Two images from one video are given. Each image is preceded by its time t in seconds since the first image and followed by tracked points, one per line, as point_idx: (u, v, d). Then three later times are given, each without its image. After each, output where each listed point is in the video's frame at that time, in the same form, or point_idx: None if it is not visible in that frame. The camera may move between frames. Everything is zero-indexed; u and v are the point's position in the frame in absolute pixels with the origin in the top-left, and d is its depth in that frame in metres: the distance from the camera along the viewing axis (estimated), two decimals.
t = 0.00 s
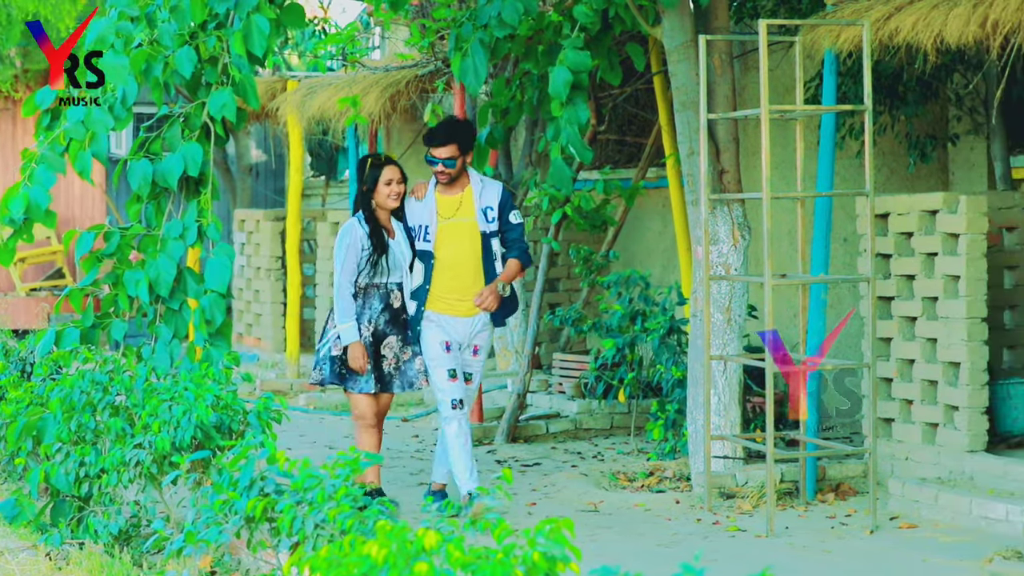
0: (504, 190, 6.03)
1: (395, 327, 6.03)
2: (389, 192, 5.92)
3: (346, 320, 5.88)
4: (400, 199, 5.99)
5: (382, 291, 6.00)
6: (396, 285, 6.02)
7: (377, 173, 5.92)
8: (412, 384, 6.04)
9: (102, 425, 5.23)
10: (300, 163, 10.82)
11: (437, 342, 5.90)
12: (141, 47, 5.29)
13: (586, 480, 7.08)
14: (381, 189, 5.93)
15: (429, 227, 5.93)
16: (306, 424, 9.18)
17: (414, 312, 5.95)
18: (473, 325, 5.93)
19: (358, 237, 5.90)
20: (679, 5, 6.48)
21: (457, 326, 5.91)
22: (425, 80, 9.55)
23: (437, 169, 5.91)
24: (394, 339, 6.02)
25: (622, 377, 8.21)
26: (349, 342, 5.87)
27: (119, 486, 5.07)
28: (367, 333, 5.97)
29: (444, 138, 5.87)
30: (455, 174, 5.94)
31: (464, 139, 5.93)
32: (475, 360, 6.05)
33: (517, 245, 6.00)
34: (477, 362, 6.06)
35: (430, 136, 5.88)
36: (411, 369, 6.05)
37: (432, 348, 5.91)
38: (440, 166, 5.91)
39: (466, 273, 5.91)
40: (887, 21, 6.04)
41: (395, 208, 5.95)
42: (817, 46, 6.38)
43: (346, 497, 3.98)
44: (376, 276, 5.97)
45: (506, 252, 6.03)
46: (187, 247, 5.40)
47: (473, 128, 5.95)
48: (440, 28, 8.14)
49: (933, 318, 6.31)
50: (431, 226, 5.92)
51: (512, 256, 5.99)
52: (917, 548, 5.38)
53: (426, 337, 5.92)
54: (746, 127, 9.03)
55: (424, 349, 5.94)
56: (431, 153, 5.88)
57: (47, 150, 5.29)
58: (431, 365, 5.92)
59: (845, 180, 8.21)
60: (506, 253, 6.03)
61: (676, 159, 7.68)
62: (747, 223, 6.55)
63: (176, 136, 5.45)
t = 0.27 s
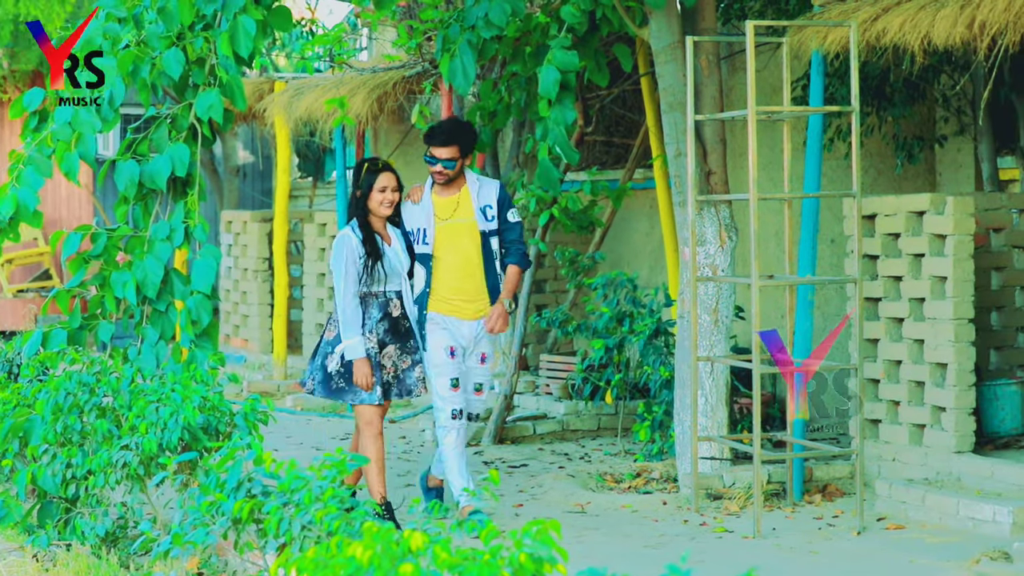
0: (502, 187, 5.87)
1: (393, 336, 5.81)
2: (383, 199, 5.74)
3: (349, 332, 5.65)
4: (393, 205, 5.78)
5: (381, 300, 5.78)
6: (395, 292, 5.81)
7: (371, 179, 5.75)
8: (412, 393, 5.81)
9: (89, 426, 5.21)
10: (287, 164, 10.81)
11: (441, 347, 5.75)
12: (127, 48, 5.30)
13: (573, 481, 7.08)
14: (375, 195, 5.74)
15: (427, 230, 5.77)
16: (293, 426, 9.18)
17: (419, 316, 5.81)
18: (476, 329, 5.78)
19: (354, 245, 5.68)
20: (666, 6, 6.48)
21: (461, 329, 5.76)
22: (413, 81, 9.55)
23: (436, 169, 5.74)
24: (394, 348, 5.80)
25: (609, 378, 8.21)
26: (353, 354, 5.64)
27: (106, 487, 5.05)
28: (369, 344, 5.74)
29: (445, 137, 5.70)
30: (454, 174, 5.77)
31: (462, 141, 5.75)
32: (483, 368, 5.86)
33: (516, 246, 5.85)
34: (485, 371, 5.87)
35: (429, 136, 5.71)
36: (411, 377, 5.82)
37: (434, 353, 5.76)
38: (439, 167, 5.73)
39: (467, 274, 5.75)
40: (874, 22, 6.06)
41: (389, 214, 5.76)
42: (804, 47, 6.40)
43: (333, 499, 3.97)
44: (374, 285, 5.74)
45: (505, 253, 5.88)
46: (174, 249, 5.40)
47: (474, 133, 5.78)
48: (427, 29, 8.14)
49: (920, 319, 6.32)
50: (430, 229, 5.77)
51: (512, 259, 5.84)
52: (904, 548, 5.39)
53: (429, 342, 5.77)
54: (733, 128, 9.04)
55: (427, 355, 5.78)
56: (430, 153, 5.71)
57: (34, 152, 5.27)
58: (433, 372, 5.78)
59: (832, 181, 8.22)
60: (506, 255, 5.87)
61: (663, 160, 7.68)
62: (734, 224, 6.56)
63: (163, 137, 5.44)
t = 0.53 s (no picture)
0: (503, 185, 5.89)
1: (395, 334, 5.76)
2: (382, 195, 5.71)
3: (349, 329, 5.60)
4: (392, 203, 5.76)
5: (381, 297, 5.74)
6: (396, 290, 5.77)
7: (371, 174, 5.71)
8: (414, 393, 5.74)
9: (80, 427, 5.20)
10: (278, 166, 10.80)
11: (439, 349, 5.72)
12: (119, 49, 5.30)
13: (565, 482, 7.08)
14: (373, 192, 5.71)
15: (429, 228, 5.74)
16: (284, 427, 9.17)
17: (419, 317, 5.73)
18: (479, 327, 5.76)
19: (352, 242, 5.66)
20: (657, 7, 6.49)
21: (462, 327, 5.72)
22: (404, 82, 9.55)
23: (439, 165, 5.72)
24: (395, 346, 5.74)
25: (600, 381, 8.17)
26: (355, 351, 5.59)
27: (97, 488, 5.04)
28: (370, 342, 5.69)
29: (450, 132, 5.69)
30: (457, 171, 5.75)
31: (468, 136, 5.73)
32: (492, 364, 5.81)
33: (520, 247, 5.90)
34: (496, 364, 5.82)
35: (434, 130, 5.69)
36: (413, 375, 5.76)
37: (435, 353, 5.73)
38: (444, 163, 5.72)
39: (472, 272, 5.73)
40: (865, 23, 6.07)
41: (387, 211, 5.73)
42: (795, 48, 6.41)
43: (324, 500, 3.97)
44: (373, 281, 5.71)
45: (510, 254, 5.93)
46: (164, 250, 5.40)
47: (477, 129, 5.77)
48: (419, 30, 8.13)
49: (912, 321, 6.34)
50: (431, 226, 5.74)
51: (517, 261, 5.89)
52: (895, 549, 5.40)
53: (430, 341, 5.74)
54: (724, 129, 9.05)
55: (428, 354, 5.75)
56: (435, 149, 5.69)
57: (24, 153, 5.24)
58: (435, 372, 5.75)
59: (823, 182, 8.23)
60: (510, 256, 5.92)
61: (654, 161, 7.69)
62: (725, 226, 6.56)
63: (154, 139, 5.43)
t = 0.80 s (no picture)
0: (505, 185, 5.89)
1: (393, 332, 5.73)
2: (382, 192, 5.66)
3: (351, 327, 5.56)
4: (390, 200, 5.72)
5: (380, 295, 5.72)
6: (395, 287, 5.75)
7: (372, 170, 5.67)
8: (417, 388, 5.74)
9: (70, 429, 5.19)
10: (269, 167, 10.78)
11: (436, 352, 5.74)
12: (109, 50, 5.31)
13: (555, 483, 7.08)
14: (373, 188, 5.66)
15: (427, 227, 5.72)
16: (275, 428, 9.16)
17: (417, 316, 5.72)
18: (474, 325, 5.77)
19: (352, 238, 5.61)
20: (647, 8, 6.49)
21: (459, 326, 5.74)
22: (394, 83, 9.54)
23: (445, 162, 5.66)
24: (395, 344, 5.73)
25: (590, 382, 8.18)
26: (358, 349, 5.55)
27: (87, 490, 5.03)
28: (370, 340, 5.66)
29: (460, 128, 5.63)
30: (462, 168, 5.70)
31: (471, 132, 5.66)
32: (495, 353, 5.81)
33: (523, 249, 5.93)
34: (499, 353, 5.82)
35: (440, 126, 5.63)
36: (413, 372, 5.75)
37: (432, 352, 5.75)
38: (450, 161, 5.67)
39: (471, 270, 5.74)
40: (855, 24, 6.09)
41: (386, 208, 5.68)
42: (785, 50, 6.41)
43: (315, 502, 3.96)
44: (373, 278, 5.69)
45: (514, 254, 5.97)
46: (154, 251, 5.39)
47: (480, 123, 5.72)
48: (409, 32, 8.12)
49: (902, 322, 6.35)
50: (430, 225, 5.72)
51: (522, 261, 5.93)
52: (886, 551, 5.40)
53: (428, 340, 5.75)
54: (714, 130, 9.05)
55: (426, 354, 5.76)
56: (443, 145, 5.63)
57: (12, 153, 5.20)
58: (431, 374, 5.78)
59: (814, 183, 8.24)
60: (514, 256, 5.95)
61: (645, 163, 7.69)
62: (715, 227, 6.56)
63: (144, 141, 5.42)
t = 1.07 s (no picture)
0: (510, 192, 5.75)
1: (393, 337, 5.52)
2: (383, 193, 5.47)
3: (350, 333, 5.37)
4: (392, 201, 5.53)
5: (379, 299, 5.51)
6: (394, 291, 5.55)
7: (373, 172, 5.47)
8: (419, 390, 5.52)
9: (58, 431, 5.16)
10: (255, 169, 10.76)
11: (433, 359, 5.61)
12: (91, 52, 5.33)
13: (542, 485, 7.08)
14: (373, 189, 5.47)
15: (429, 232, 5.59)
16: (261, 430, 9.14)
17: (414, 321, 5.59)
18: (472, 331, 5.64)
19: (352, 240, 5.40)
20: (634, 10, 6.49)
21: (456, 332, 5.61)
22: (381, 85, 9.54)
23: (452, 167, 5.53)
24: (395, 348, 5.51)
25: (576, 384, 8.19)
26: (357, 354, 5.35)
27: (74, 491, 5.02)
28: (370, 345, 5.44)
29: (465, 133, 5.52)
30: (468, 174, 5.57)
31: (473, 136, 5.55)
32: (491, 356, 5.68)
33: (528, 252, 5.83)
34: (496, 357, 5.68)
35: (445, 130, 5.51)
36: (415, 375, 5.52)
37: (428, 358, 5.61)
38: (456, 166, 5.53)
39: (470, 274, 5.61)
40: (842, 26, 6.11)
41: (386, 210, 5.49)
42: (772, 51, 6.42)
43: (302, 503, 3.95)
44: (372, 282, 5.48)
45: (519, 259, 5.87)
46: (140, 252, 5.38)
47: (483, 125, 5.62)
48: (396, 33, 8.12)
49: (888, 323, 6.37)
50: (431, 230, 5.58)
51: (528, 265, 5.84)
52: (872, 552, 5.41)
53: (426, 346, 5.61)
54: (700, 132, 9.06)
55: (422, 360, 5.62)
56: (449, 150, 5.51)
57: None
58: (429, 380, 5.64)
59: (800, 185, 8.26)
60: (519, 261, 5.86)
61: (631, 164, 7.70)
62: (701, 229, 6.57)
63: (131, 142, 5.40)
